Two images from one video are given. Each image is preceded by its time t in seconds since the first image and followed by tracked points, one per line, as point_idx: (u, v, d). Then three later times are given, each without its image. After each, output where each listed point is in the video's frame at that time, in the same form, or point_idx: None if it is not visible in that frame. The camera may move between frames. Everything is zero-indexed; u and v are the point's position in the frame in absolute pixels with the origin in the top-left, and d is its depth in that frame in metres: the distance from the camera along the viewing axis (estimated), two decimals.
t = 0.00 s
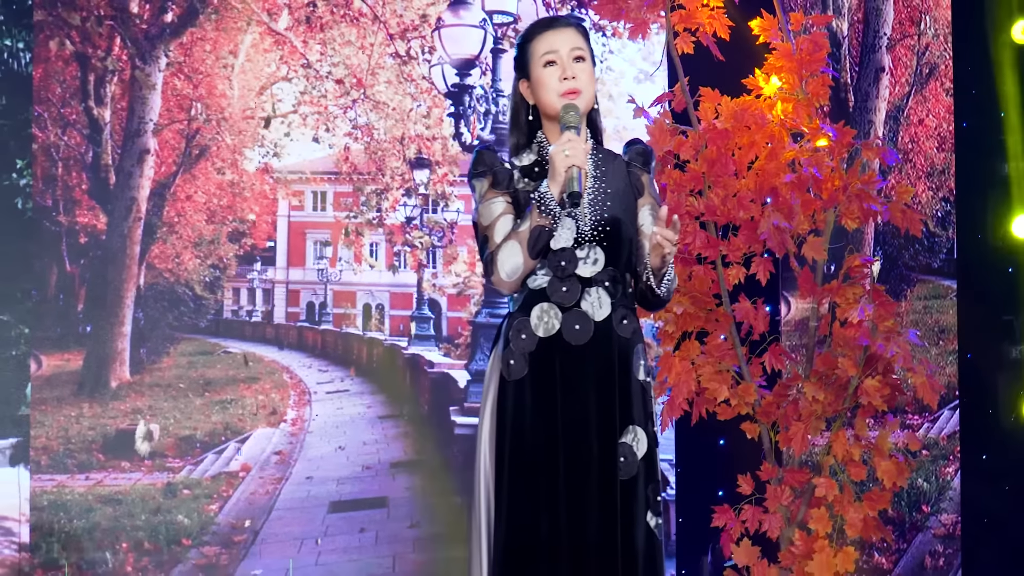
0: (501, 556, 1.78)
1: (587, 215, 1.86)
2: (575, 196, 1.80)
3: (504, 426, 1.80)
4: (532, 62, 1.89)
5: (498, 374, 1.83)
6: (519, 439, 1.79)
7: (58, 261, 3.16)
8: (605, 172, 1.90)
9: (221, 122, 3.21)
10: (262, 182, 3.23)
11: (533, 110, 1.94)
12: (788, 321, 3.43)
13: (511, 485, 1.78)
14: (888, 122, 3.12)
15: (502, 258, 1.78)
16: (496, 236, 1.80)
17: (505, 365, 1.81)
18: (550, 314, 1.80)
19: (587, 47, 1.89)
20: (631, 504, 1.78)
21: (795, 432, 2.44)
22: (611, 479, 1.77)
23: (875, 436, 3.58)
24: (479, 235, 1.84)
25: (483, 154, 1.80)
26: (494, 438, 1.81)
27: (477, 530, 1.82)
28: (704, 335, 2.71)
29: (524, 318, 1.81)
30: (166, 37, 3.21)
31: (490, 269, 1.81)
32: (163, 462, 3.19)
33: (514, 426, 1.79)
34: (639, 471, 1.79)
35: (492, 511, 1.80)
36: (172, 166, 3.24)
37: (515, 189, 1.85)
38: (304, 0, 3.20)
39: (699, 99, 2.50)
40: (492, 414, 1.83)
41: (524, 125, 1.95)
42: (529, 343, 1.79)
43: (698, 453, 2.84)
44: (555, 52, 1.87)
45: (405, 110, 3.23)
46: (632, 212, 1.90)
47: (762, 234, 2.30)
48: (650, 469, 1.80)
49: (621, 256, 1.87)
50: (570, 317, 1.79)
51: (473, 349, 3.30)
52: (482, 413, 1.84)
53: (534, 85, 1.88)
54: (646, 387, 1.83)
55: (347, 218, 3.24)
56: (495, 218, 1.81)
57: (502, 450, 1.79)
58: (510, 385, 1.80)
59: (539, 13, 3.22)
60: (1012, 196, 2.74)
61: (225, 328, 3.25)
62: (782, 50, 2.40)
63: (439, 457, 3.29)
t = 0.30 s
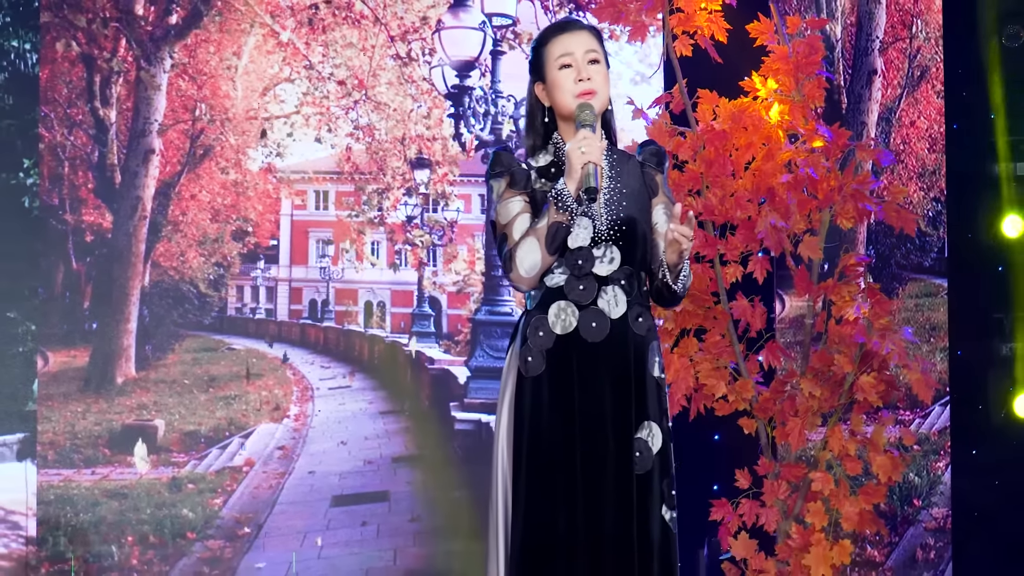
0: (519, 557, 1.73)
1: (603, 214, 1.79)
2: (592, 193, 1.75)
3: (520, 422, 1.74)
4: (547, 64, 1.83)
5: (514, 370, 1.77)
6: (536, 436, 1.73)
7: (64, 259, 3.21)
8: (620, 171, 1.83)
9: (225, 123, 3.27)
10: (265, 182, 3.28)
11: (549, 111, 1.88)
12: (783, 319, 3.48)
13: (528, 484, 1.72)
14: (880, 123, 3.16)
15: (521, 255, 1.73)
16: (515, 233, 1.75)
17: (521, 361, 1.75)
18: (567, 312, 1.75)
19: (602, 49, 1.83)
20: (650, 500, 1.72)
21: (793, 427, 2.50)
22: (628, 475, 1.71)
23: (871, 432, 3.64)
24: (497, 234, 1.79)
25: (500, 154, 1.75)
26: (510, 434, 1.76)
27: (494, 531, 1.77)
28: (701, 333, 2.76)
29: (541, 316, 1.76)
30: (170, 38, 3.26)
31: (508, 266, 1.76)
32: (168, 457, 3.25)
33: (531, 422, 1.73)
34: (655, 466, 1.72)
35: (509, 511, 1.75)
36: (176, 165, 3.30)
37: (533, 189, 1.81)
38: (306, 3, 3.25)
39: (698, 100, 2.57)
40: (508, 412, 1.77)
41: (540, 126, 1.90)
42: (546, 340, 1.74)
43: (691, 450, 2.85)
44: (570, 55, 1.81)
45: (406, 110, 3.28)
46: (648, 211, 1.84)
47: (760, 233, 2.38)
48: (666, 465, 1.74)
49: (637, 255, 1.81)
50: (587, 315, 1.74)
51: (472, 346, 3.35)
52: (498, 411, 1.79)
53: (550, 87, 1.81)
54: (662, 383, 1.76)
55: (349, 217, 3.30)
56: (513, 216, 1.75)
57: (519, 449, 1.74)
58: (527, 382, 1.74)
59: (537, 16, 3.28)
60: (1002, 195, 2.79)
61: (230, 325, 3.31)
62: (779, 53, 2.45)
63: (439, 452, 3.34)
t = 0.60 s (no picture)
0: (530, 557, 1.66)
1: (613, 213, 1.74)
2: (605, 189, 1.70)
3: (532, 419, 1.68)
4: (558, 66, 1.78)
5: (527, 367, 1.72)
6: (548, 432, 1.67)
7: (67, 257, 3.27)
8: (630, 172, 1.79)
9: (225, 123, 3.32)
10: (265, 181, 3.33)
11: (560, 113, 1.84)
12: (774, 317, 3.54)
13: (539, 481, 1.67)
14: (869, 125, 3.22)
15: (535, 252, 1.67)
16: (529, 230, 1.69)
17: (534, 358, 1.70)
18: (579, 310, 1.70)
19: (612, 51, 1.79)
20: (662, 496, 1.65)
21: (786, 422, 2.55)
22: (641, 472, 1.64)
23: (862, 428, 3.70)
24: (511, 234, 1.73)
25: (513, 154, 1.68)
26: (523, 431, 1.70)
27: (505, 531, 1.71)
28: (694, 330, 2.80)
29: (553, 314, 1.70)
30: (171, 40, 3.31)
31: (522, 264, 1.70)
32: (169, 452, 3.30)
33: (543, 419, 1.67)
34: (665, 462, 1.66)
35: (519, 510, 1.69)
36: (177, 165, 3.35)
37: (545, 190, 1.74)
38: (305, 5, 3.29)
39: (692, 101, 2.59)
40: (520, 409, 1.72)
41: (550, 128, 1.85)
42: (559, 337, 1.69)
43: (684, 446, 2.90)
44: (580, 57, 1.77)
45: (403, 111, 3.33)
46: (657, 211, 1.80)
47: (754, 233, 2.45)
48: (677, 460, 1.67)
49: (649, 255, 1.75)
50: (598, 313, 1.68)
51: (468, 343, 3.40)
52: (510, 409, 1.73)
53: (561, 89, 1.77)
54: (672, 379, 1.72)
55: (347, 216, 3.35)
56: (526, 214, 1.69)
57: (530, 445, 1.68)
58: (540, 378, 1.69)
59: (532, 18, 3.33)
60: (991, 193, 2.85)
61: (230, 322, 3.37)
62: (771, 55, 2.50)
63: (437, 448, 3.40)
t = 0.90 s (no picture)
0: (540, 549, 1.71)
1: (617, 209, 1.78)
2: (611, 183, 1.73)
3: (541, 417, 1.73)
4: (563, 62, 1.83)
5: (535, 364, 1.76)
6: (557, 429, 1.71)
7: (65, 254, 3.31)
8: (633, 166, 1.83)
9: (220, 123, 3.37)
10: (260, 180, 3.39)
11: (563, 111, 1.89)
12: (761, 315, 3.59)
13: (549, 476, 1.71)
14: (854, 126, 3.30)
15: (543, 245, 1.69)
16: (536, 224, 1.72)
17: (542, 355, 1.75)
18: (586, 307, 1.74)
19: (615, 51, 1.85)
20: (668, 487, 1.71)
21: (775, 419, 2.63)
22: (648, 464, 1.69)
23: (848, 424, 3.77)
24: (517, 228, 1.77)
25: (517, 152, 1.74)
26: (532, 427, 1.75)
27: (515, 524, 1.76)
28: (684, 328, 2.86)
29: (560, 311, 1.75)
30: (168, 41, 3.36)
31: (529, 256, 1.72)
32: (166, 447, 3.35)
33: (552, 415, 1.72)
34: (670, 453, 1.72)
35: (529, 504, 1.73)
36: (174, 164, 3.40)
37: (550, 186, 1.80)
38: (299, 6, 3.34)
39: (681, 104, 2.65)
40: (529, 405, 1.76)
41: (553, 125, 1.90)
42: (566, 334, 1.73)
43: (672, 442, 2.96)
44: (586, 54, 1.81)
45: (396, 111, 3.39)
46: (662, 207, 1.85)
47: (743, 232, 2.49)
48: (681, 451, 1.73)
49: (652, 249, 1.80)
50: (604, 309, 1.72)
51: (460, 340, 3.44)
52: (519, 405, 1.78)
53: (564, 85, 1.81)
54: (675, 372, 1.77)
55: (340, 215, 3.39)
56: (532, 210, 1.72)
57: (539, 440, 1.73)
58: (548, 375, 1.73)
59: (523, 20, 3.38)
60: (973, 194, 2.91)
61: (226, 319, 3.42)
62: (759, 58, 2.55)
63: (430, 443, 3.44)
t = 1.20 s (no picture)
0: (544, 544, 1.70)
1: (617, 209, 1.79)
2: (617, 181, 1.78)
3: (543, 413, 1.73)
4: (565, 61, 1.85)
5: (537, 361, 1.77)
6: (560, 424, 1.72)
7: (60, 251, 3.37)
8: (632, 166, 1.85)
9: (212, 122, 3.43)
10: (252, 178, 3.45)
11: (563, 110, 1.90)
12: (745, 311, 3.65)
13: (552, 473, 1.71)
14: (836, 126, 3.38)
15: (548, 241, 1.70)
16: (540, 222, 1.73)
17: (544, 351, 1.75)
18: (587, 304, 1.75)
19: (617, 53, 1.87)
20: (670, 482, 1.71)
21: (760, 413, 2.68)
22: (650, 459, 1.69)
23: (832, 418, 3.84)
24: (519, 226, 1.77)
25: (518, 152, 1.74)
26: (534, 424, 1.74)
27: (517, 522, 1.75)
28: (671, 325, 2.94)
29: (562, 309, 1.75)
30: (161, 41, 3.41)
31: (534, 253, 1.73)
32: (159, 441, 3.41)
33: (554, 411, 1.72)
34: (671, 448, 1.72)
35: (531, 502, 1.73)
36: (167, 162, 3.45)
37: (550, 185, 1.79)
38: (290, 8, 3.40)
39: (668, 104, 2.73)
40: (531, 403, 1.76)
41: (552, 124, 1.91)
42: (568, 331, 1.73)
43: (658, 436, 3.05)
44: (588, 54, 1.83)
45: (385, 111, 3.44)
46: (661, 206, 1.88)
47: (730, 231, 2.52)
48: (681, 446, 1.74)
49: (650, 248, 1.81)
50: (606, 307, 1.73)
51: (448, 336, 3.49)
52: (521, 403, 1.78)
53: (567, 83, 1.83)
54: (674, 367, 1.78)
55: (331, 212, 3.45)
56: (534, 208, 1.73)
57: (542, 437, 1.72)
58: (550, 371, 1.74)
59: (510, 21, 3.44)
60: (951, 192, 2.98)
61: (218, 315, 3.48)
62: (746, 59, 2.57)
63: (419, 438, 3.50)
